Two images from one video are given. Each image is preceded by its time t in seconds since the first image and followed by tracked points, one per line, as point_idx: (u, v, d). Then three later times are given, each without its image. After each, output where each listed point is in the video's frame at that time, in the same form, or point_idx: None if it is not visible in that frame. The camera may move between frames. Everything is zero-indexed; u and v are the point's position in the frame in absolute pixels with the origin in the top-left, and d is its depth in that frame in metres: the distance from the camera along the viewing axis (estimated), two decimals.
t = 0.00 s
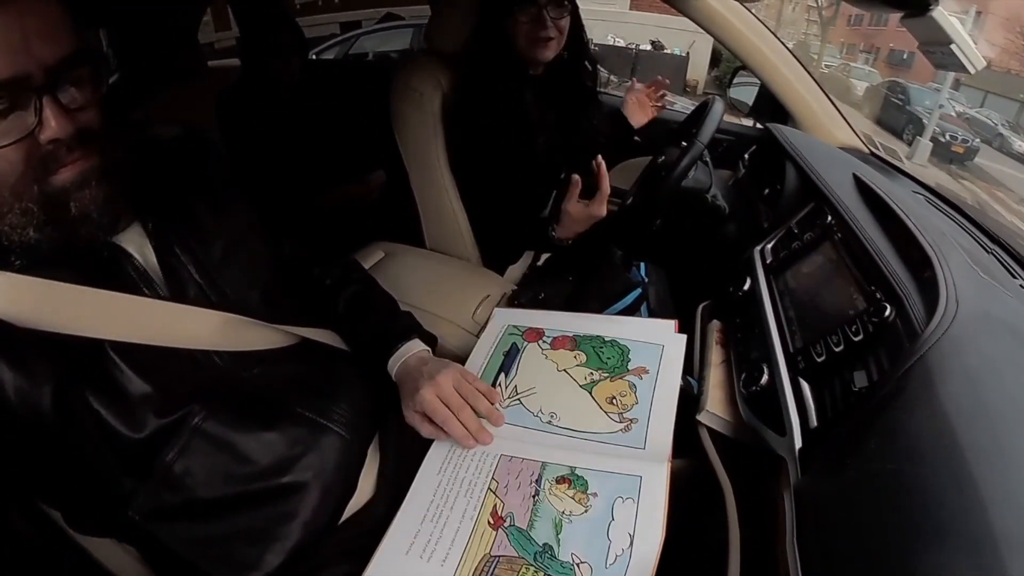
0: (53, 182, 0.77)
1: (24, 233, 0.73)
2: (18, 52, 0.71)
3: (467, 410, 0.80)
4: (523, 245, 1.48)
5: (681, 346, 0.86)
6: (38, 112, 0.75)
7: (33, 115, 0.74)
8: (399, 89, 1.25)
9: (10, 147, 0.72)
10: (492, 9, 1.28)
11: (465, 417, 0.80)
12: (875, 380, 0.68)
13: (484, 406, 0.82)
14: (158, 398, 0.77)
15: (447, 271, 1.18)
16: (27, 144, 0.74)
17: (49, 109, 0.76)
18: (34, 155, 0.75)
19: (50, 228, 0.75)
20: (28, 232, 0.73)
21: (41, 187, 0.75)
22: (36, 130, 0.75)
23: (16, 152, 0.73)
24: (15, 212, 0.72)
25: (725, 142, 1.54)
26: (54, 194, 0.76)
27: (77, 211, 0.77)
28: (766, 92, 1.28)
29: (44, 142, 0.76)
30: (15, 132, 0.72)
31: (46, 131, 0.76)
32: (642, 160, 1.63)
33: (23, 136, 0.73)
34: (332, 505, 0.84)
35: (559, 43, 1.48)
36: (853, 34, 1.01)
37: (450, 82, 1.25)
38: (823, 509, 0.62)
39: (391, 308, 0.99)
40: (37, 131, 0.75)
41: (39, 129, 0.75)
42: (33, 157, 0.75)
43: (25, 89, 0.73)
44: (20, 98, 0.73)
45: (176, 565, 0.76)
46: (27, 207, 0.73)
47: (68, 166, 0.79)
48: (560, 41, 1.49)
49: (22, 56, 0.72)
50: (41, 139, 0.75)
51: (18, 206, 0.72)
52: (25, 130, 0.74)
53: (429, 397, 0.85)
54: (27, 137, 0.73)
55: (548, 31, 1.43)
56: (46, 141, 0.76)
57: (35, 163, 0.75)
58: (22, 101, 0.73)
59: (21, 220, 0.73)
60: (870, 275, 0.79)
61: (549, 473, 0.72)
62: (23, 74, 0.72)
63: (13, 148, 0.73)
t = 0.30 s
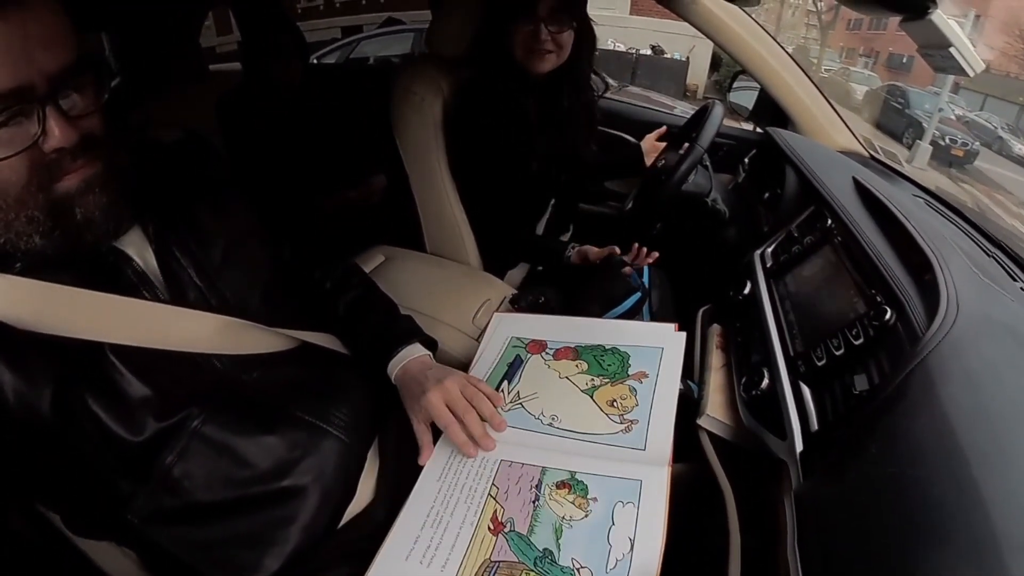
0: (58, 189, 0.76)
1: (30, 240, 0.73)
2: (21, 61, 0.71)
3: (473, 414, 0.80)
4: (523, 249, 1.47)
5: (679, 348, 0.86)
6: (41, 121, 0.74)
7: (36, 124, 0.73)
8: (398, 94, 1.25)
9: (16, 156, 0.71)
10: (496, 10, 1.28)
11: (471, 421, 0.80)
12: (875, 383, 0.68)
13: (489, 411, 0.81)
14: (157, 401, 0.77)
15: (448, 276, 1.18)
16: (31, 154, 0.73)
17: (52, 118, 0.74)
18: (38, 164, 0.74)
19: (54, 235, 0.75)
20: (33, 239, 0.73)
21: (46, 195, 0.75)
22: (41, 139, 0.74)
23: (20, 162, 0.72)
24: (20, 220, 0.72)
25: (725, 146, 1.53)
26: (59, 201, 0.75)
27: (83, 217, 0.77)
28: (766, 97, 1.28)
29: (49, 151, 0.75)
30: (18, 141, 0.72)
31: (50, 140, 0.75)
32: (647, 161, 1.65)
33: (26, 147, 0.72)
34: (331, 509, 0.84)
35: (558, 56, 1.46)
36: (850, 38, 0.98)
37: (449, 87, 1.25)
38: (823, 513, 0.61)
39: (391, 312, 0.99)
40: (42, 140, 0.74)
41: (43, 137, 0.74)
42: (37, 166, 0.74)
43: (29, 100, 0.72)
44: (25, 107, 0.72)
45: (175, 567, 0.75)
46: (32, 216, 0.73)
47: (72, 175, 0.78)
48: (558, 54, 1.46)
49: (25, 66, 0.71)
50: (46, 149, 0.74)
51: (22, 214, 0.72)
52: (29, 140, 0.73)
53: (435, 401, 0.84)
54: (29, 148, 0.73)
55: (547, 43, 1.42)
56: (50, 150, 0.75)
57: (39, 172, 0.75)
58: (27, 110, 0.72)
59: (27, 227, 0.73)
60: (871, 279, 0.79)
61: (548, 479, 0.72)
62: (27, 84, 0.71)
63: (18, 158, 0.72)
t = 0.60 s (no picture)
0: (59, 193, 0.76)
1: (30, 242, 0.73)
2: (27, 60, 0.70)
3: (474, 420, 0.80)
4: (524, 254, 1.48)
5: (678, 353, 0.86)
6: (46, 123, 0.74)
7: (41, 126, 0.73)
8: (399, 100, 1.26)
9: (18, 158, 0.72)
10: (497, 16, 1.29)
11: (473, 427, 0.80)
12: (875, 387, 0.67)
13: (490, 416, 0.81)
14: (155, 404, 0.77)
15: (448, 281, 1.19)
16: (34, 155, 0.73)
17: (57, 121, 0.75)
18: (42, 165, 0.74)
19: (56, 237, 0.75)
20: (34, 241, 0.74)
21: (48, 198, 0.75)
22: (44, 142, 0.74)
23: (23, 162, 0.72)
24: (21, 221, 0.72)
25: (724, 152, 1.54)
26: (60, 204, 0.75)
27: (83, 220, 0.77)
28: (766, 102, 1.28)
29: (52, 153, 0.75)
30: (21, 142, 0.72)
31: (55, 142, 0.75)
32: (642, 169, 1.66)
33: (30, 147, 0.73)
34: (330, 513, 0.83)
35: (553, 62, 1.46)
36: (849, 43, 0.98)
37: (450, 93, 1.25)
38: (824, 517, 0.61)
39: (391, 316, 0.99)
40: (45, 143, 0.74)
41: (48, 139, 0.74)
42: (40, 167, 0.74)
43: (35, 101, 0.72)
44: (30, 108, 0.72)
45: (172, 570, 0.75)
46: (33, 217, 0.73)
47: (74, 178, 0.78)
48: (553, 60, 1.46)
49: (31, 67, 0.71)
50: (51, 151, 0.74)
51: (24, 215, 0.72)
52: (31, 141, 0.73)
53: (437, 407, 0.84)
54: (33, 150, 0.73)
55: (543, 47, 1.41)
56: (55, 152, 0.75)
57: (42, 173, 0.75)
58: (32, 113, 0.72)
59: (28, 229, 0.73)
60: (871, 283, 0.79)
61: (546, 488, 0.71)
62: (32, 86, 0.71)
63: (21, 159, 0.72)
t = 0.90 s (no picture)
0: (56, 191, 0.77)
1: (28, 241, 0.74)
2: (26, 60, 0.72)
3: (459, 417, 0.82)
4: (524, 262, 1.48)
5: (676, 363, 0.86)
6: (43, 121, 0.74)
7: (39, 125, 0.74)
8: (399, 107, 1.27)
9: (16, 155, 0.72)
10: (496, 25, 1.30)
11: (459, 423, 0.81)
12: (875, 392, 0.67)
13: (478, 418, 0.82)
14: (155, 409, 0.77)
15: (447, 289, 1.19)
16: (31, 153, 0.74)
17: (55, 119, 0.75)
18: (39, 164, 0.75)
19: (53, 235, 0.76)
20: (32, 239, 0.75)
21: (46, 196, 0.76)
22: (42, 140, 0.74)
23: (20, 161, 0.73)
24: (19, 219, 0.73)
25: (722, 160, 1.54)
26: (57, 203, 0.76)
27: (81, 220, 0.77)
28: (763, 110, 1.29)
29: (50, 151, 0.76)
30: (20, 141, 0.73)
31: (52, 140, 0.75)
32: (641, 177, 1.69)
33: (27, 145, 0.73)
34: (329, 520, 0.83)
35: (555, 68, 1.48)
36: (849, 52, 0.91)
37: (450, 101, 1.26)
38: (824, 523, 0.61)
39: (391, 323, 0.99)
40: (43, 140, 0.75)
41: (45, 138, 0.75)
42: (38, 165, 0.75)
43: (32, 100, 0.73)
44: (29, 108, 0.73)
45: None
46: (31, 215, 0.74)
47: (72, 176, 0.78)
48: (555, 66, 1.48)
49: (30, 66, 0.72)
50: (47, 149, 0.75)
51: (22, 213, 0.73)
52: (29, 140, 0.73)
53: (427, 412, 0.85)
54: (30, 147, 0.73)
55: (545, 54, 1.43)
56: (52, 151, 0.76)
57: (40, 172, 0.75)
58: (29, 111, 0.73)
59: (26, 228, 0.74)
60: (871, 289, 0.79)
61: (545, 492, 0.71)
62: (29, 84, 0.72)
63: (18, 157, 0.73)
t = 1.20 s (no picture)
0: (57, 201, 0.77)
1: (28, 250, 0.74)
2: (27, 68, 0.72)
3: (457, 414, 0.78)
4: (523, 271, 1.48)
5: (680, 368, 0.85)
6: (45, 131, 0.74)
7: (40, 134, 0.74)
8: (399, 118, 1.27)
9: (16, 165, 0.72)
10: (500, 37, 1.30)
11: (457, 420, 0.78)
12: (875, 400, 0.68)
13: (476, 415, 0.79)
14: (153, 418, 0.77)
15: (446, 298, 1.19)
16: (32, 163, 0.73)
17: (56, 129, 0.75)
18: (41, 175, 0.75)
19: (54, 245, 0.76)
20: (32, 249, 0.74)
21: (46, 206, 0.75)
22: (43, 150, 0.74)
23: (22, 172, 0.73)
24: (20, 228, 0.73)
25: (721, 169, 1.55)
26: (58, 212, 0.76)
27: (82, 229, 0.77)
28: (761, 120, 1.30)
29: (51, 161, 0.75)
30: (22, 150, 0.73)
31: (53, 151, 0.75)
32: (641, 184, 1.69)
33: (27, 155, 0.73)
34: (327, 529, 0.83)
35: (556, 75, 1.46)
36: (844, 61, 0.87)
37: (450, 111, 1.28)
38: (822, 530, 0.61)
39: (390, 331, 0.99)
40: (44, 150, 0.74)
41: (46, 148, 0.74)
42: (39, 175, 0.75)
43: (34, 109, 0.72)
44: (29, 118, 0.73)
45: None
46: (32, 225, 0.74)
47: (72, 187, 0.78)
48: (556, 74, 1.46)
49: (33, 77, 0.72)
50: (48, 158, 0.75)
51: (23, 223, 0.73)
52: (30, 150, 0.73)
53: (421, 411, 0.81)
54: (32, 157, 0.73)
55: (547, 61, 1.41)
56: (52, 160, 0.75)
57: (41, 182, 0.75)
58: (30, 121, 0.73)
59: (26, 237, 0.74)
60: (869, 296, 0.79)
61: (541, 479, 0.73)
62: (32, 95, 0.72)
63: (19, 167, 0.73)
